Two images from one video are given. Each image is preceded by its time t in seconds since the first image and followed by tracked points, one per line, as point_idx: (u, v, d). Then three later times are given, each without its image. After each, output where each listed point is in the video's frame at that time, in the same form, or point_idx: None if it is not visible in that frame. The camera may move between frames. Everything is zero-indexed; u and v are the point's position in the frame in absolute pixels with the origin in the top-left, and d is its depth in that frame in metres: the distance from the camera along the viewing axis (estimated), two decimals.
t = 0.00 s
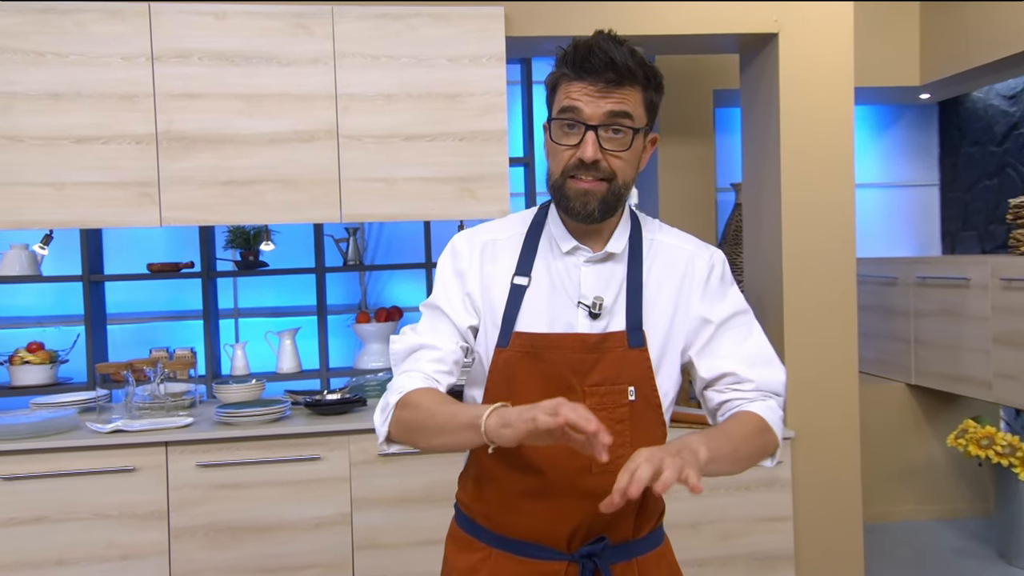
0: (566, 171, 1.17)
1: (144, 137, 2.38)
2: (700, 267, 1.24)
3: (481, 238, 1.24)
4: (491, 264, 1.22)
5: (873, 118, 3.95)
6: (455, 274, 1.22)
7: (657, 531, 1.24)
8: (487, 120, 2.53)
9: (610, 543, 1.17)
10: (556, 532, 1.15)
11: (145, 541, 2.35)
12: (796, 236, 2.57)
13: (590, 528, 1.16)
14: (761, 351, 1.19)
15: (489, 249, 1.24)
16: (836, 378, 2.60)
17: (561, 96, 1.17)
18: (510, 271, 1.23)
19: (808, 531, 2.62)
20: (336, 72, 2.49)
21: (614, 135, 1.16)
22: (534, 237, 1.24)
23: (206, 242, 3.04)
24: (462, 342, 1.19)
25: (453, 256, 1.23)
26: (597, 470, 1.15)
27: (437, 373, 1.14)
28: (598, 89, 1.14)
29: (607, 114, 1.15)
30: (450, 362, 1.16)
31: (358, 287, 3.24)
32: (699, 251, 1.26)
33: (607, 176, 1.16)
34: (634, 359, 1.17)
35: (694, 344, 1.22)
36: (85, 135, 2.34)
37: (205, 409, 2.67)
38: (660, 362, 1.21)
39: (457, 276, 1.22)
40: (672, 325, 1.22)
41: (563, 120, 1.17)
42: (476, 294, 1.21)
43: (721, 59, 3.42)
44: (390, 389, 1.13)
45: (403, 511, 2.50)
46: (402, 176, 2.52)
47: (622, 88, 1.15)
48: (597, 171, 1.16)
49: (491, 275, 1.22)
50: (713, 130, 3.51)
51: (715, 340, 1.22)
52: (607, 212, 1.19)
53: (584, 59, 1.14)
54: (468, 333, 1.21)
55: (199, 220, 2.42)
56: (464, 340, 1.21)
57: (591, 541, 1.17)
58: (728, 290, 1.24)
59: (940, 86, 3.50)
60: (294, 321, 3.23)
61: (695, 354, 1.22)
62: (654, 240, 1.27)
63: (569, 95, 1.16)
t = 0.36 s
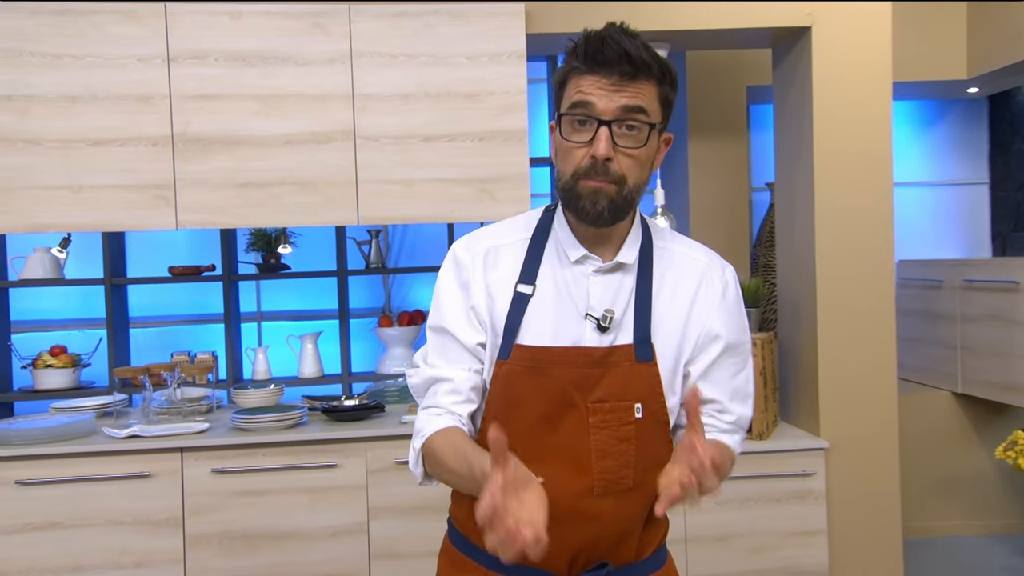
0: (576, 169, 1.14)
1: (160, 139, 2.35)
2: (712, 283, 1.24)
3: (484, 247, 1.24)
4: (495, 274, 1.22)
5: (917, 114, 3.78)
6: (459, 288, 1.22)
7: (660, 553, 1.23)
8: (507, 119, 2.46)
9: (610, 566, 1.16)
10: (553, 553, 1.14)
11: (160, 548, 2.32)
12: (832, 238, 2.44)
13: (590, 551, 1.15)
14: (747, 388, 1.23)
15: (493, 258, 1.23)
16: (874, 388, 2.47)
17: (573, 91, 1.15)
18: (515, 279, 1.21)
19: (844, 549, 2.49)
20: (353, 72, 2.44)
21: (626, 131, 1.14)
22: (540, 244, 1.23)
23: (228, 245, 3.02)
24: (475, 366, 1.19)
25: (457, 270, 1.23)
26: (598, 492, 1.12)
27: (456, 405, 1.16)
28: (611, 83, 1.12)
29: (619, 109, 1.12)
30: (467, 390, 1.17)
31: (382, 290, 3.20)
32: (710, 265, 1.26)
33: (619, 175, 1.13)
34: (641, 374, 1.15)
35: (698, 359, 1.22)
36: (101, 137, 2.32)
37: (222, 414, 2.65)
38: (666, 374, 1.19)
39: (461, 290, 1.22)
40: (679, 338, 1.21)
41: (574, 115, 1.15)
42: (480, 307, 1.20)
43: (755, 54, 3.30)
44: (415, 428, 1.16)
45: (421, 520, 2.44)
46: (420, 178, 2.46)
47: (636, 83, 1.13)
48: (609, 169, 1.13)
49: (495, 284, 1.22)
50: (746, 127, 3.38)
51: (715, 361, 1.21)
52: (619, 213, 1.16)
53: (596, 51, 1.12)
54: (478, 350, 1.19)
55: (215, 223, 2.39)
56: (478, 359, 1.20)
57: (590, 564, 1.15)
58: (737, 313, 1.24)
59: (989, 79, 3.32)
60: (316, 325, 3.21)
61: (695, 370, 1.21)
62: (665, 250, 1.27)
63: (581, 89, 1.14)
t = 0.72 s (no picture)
0: (567, 144, 1.11)
1: (175, 139, 2.32)
2: (714, 281, 1.17)
3: (471, 251, 1.19)
4: (484, 279, 1.17)
5: (965, 106, 3.59)
6: (450, 294, 1.17)
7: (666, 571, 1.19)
8: (528, 116, 2.38)
9: None
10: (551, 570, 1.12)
11: (175, 555, 2.29)
12: (869, 237, 2.31)
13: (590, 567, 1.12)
14: (762, 389, 1.13)
15: (482, 262, 1.18)
16: (916, 395, 2.33)
17: (557, 72, 1.15)
18: (505, 283, 1.17)
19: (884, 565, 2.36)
20: (369, 70, 2.38)
21: (614, 103, 1.12)
22: (528, 247, 1.18)
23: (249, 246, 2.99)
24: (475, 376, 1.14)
25: (444, 281, 1.18)
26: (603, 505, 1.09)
27: (458, 417, 1.10)
28: (595, 56, 1.13)
29: (605, 79, 1.12)
30: (468, 401, 1.12)
31: (405, 292, 3.15)
32: (710, 263, 1.19)
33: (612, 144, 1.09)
34: (638, 381, 1.10)
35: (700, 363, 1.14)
36: (116, 138, 2.30)
37: (239, 419, 2.62)
38: (665, 381, 1.12)
39: (451, 295, 1.17)
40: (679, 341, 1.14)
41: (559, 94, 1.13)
42: (471, 313, 1.15)
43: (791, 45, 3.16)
44: (416, 445, 1.10)
45: (439, 529, 2.37)
46: (438, 177, 2.39)
47: (618, 57, 1.14)
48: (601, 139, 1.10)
49: (484, 289, 1.17)
50: (782, 122, 3.24)
51: (718, 362, 1.14)
52: (614, 187, 1.11)
53: (578, 29, 1.14)
54: (476, 358, 1.14)
55: (230, 225, 2.35)
56: (475, 369, 1.15)
57: None
58: (741, 309, 1.16)
59: None
60: (339, 327, 3.17)
61: (696, 373, 1.14)
62: (660, 248, 1.20)
63: (564, 68, 1.14)
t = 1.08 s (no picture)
0: (552, 157, 1.06)
1: (189, 139, 2.29)
2: (707, 282, 1.12)
3: (461, 257, 1.18)
4: (473, 284, 1.16)
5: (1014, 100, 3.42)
6: (440, 299, 1.15)
7: None
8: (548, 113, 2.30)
9: None
10: None
11: (189, 561, 2.26)
12: (907, 237, 2.18)
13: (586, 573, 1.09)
14: (760, 392, 1.08)
15: (471, 268, 1.17)
16: (957, 401, 2.19)
17: (538, 79, 1.09)
18: (494, 290, 1.15)
19: None
20: (385, 67, 2.31)
21: (598, 110, 1.06)
22: (517, 252, 1.17)
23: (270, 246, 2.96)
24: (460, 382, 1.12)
25: (434, 287, 1.16)
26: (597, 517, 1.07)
27: (443, 422, 1.08)
28: (577, 62, 1.07)
29: (588, 86, 1.06)
30: (454, 407, 1.10)
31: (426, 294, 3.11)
32: (705, 262, 1.14)
33: (599, 155, 1.05)
34: (629, 386, 1.07)
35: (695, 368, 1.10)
36: (130, 139, 2.27)
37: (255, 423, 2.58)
38: (656, 387, 1.09)
39: (441, 300, 1.15)
40: (670, 346, 1.10)
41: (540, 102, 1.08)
42: (460, 319, 1.13)
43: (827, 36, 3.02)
44: (398, 447, 1.07)
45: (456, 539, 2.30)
46: (455, 177, 2.32)
47: (601, 61, 1.08)
48: (587, 151, 1.05)
49: (473, 294, 1.15)
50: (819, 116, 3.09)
51: (712, 367, 1.09)
52: (602, 198, 1.08)
53: (557, 33, 1.07)
54: (462, 364, 1.12)
55: (244, 226, 2.31)
56: (460, 375, 1.13)
57: None
58: (737, 309, 1.11)
59: None
60: (360, 330, 3.13)
61: (691, 377, 1.09)
62: (652, 249, 1.17)
63: (545, 75, 1.08)
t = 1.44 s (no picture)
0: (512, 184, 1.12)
1: (204, 143, 2.26)
2: (707, 289, 1.14)
3: (460, 271, 1.22)
4: (469, 297, 1.20)
5: None
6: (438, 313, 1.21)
7: None
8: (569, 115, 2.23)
9: None
10: None
11: (203, 571, 2.23)
12: (946, 243, 2.08)
13: None
14: (759, 402, 1.11)
15: (469, 281, 1.21)
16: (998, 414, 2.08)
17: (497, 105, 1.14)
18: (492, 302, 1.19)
19: None
20: (403, 68, 2.26)
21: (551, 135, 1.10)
22: (513, 266, 1.20)
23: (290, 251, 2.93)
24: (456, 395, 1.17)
25: (432, 299, 1.22)
26: (591, 530, 1.08)
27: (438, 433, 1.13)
28: (527, 88, 1.10)
29: (537, 113, 1.10)
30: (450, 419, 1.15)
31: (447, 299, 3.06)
32: (704, 269, 1.16)
33: (552, 180, 1.10)
34: (630, 399, 1.08)
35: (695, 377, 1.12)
36: (146, 142, 2.25)
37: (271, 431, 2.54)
38: (657, 398, 1.11)
39: (439, 314, 1.21)
40: (671, 355, 1.12)
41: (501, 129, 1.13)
42: (456, 331, 1.18)
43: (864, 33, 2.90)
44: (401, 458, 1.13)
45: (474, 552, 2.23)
46: (473, 180, 2.27)
47: (554, 82, 1.10)
48: (539, 178, 1.11)
49: (471, 306, 1.19)
50: (855, 115, 2.97)
51: (713, 376, 1.11)
52: (568, 220, 1.12)
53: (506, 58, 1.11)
54: (456, 377, 1.17)
55: (259, 231, 2.27)
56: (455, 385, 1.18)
57: None
58: (736, 316, 1.13)
59: None
60: (381, 335, 3.09)
61: (693, 386, 1.10)
62: (651, 258, 1.18)
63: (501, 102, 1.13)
